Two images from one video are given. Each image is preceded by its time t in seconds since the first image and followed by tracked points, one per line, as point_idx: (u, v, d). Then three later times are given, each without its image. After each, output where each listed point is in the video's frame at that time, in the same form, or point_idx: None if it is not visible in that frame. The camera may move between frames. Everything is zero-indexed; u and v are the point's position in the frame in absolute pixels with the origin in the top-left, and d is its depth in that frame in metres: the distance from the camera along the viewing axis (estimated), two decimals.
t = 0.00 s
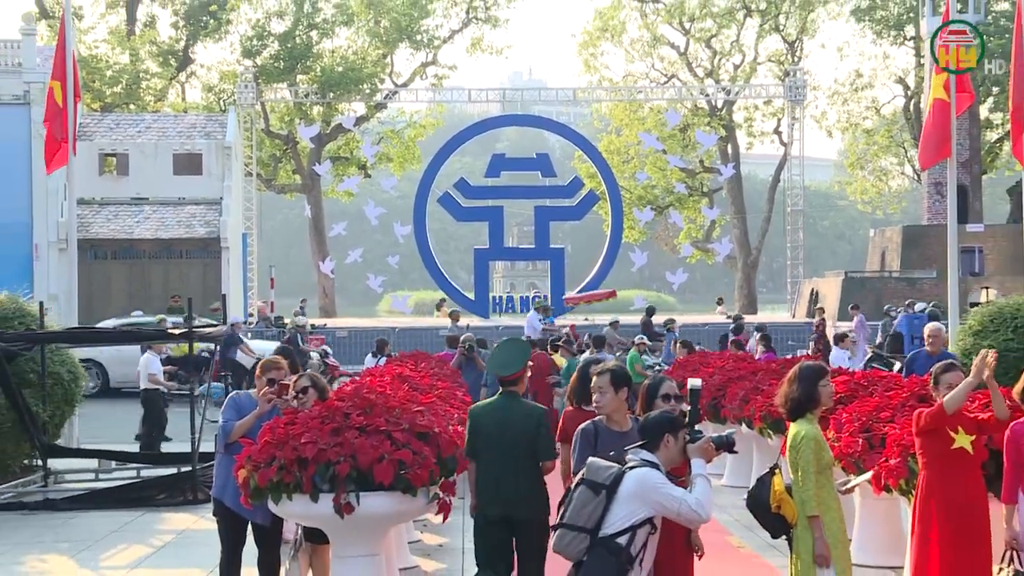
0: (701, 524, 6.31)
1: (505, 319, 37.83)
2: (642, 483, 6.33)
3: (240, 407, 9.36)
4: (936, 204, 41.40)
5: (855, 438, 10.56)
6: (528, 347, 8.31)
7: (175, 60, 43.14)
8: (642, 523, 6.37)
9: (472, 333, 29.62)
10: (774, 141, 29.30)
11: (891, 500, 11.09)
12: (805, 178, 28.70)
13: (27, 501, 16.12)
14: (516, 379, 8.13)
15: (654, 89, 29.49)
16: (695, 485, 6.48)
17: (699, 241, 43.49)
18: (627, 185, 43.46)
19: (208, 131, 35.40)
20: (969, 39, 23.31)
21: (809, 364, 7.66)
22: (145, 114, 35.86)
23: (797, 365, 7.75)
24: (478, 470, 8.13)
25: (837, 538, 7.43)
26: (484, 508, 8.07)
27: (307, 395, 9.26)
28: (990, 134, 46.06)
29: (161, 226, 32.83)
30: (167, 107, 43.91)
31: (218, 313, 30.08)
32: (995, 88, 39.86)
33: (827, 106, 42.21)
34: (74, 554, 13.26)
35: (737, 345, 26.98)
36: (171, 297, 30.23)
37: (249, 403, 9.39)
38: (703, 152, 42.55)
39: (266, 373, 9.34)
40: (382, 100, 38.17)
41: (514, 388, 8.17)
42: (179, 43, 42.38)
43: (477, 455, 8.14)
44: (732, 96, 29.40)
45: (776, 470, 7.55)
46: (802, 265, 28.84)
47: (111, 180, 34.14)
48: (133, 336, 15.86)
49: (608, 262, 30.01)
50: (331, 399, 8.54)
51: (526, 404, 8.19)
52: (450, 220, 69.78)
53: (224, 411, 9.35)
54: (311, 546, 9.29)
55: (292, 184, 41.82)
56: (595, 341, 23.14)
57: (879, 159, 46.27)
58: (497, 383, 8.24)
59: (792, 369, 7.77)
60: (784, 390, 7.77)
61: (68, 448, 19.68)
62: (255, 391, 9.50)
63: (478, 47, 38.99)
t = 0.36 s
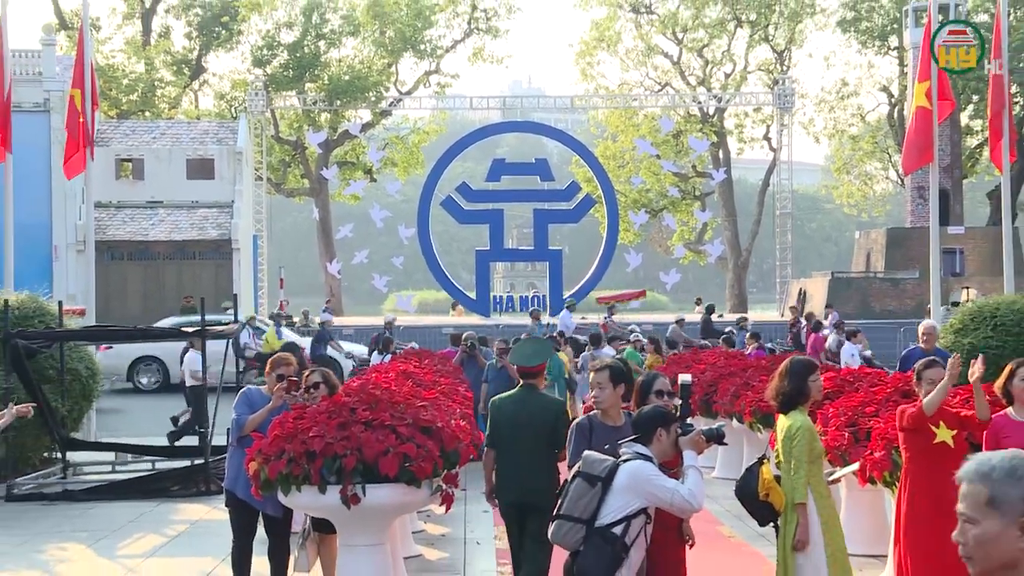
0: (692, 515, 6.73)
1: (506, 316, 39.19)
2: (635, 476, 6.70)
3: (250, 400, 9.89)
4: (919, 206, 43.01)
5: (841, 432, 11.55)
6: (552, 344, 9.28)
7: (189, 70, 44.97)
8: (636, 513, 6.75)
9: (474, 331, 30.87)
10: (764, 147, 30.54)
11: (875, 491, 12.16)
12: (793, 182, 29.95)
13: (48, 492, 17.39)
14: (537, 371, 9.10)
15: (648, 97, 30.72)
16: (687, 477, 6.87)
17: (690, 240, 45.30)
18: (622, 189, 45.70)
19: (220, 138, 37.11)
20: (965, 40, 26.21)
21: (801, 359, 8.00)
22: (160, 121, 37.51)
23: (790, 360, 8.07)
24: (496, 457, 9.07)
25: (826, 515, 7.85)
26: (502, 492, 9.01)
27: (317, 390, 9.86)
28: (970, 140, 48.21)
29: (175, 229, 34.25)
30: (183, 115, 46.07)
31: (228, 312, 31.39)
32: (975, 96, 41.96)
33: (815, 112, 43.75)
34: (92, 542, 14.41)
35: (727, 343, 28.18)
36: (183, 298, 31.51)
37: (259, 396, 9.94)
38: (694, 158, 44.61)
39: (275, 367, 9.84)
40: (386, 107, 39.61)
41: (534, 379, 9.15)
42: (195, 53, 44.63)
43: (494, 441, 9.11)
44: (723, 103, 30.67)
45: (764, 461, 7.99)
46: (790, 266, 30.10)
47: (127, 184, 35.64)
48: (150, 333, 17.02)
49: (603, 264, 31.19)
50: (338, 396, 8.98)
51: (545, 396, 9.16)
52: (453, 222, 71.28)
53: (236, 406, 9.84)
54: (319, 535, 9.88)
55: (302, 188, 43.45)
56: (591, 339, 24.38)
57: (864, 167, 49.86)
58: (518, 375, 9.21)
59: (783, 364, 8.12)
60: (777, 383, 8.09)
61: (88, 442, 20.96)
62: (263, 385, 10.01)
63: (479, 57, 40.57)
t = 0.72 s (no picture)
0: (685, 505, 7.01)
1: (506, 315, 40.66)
2: (631, 467, 7.01)
3: (261, 397, 10.61)
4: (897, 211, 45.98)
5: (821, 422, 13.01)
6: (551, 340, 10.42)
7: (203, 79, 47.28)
8: (630, 503, 7.02)
9: (476, 330, 32.04)
10: (752, 153, 31.91)
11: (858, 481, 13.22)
12: (780, 187, 31.34)
13: (68, 483, 18.73)
14: (538, 364, 10.24)
15: (642, 106, 32.08)
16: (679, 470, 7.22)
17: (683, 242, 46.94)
18: (617, 193, 47.40)
19: (233, 143, 39.03)
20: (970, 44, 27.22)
21: (791, 355, 9.18)
22: (175, 129, 39.04)
23: (780, 357, 9.26)
24: (506, 444, 10.15)
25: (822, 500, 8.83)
26: (513, 477, 10.05)
27: (328, 385, 10.76)
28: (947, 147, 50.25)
29: (190, 232, 35.76)
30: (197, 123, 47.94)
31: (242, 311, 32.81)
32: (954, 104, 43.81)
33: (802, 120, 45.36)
34: (111, 532, 15.40)
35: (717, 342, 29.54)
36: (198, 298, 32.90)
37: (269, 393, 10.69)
38: (685, 162, 46.47)
39: (285, 364, 10.54)
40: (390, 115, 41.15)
41: (535, 370, 10.27)
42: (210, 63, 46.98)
43: (503, 429, 10.18)
44: (714, 111, 32.06)
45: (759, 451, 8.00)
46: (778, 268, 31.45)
47: (144, 189, 37.26)
48: (165, 331, 18.21)
49: (599, 265, 32.54)
50: (346, 392, 9.63)
51: (545, 386, 10.29)
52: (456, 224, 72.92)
53: (246, 401, 10.55)
54: (329, 524, 10.97)
55: (310, 193, 45.14)
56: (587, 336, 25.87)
57: (846, 171, 53.55)
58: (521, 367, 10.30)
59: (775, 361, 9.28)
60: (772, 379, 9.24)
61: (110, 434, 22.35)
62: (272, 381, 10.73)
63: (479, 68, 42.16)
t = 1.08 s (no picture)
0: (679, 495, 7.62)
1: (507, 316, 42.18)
2: (627, 460, 7.56)
3: (271, 391, 11.62)
4: (880, 215, 47.65)
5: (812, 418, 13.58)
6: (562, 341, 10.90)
7: (216, 89, 48.90)
8: (627, 493, 7.56)
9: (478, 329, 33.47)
10: (741, 160, 33.36)
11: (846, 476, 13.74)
12: (767, 193, 32.79)
13: (87, 475, 20.10)
14: (549, 363, 10.72)
15: (636, 114, 33.51)
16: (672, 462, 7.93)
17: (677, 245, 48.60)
18: (613, 198, 49.13)
19: (245, 151, 40.55)
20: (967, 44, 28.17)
21: (790, 358, 9.34)
22: (189, 137, 40.67)
23: (780, 360, 9.42)
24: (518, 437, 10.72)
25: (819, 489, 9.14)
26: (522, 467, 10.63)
27: (336, 380, 11.68)
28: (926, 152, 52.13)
29: (204, 235, 37.43)
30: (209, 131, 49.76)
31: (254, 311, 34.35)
32: (933, 111, 45.65)
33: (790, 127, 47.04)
34: (128, 521, 16.46)
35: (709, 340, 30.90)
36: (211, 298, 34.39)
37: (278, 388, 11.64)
38: (678, 168, 48.14)
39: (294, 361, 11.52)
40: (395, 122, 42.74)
41: (547, 369, 10.82)
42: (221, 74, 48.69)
43: (515, 425, 10.78)
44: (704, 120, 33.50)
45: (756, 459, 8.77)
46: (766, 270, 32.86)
47: (160, 194, 39.07)
48: (178, 331, 19.64)
49: (595, 266, 34.01)
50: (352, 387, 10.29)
51: (556, 385, 10.86)
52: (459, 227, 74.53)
53: (258, 394, 11.61)
54: (337, 514, 11.93)
55: (318, 198, 46.81)
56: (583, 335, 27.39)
57: (831, 175, 55.93)
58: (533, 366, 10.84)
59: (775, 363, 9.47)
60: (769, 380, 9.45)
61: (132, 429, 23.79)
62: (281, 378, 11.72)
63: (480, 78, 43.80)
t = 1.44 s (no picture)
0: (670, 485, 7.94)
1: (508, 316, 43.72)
2: (622, 452, 7.92)
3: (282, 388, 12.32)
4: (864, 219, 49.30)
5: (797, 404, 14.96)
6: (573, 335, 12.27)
7: (228, 99, 50.72)
8: (622, 485, 7.92)
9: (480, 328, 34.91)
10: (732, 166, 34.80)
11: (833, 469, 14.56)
12: (756, 198, 34.24)
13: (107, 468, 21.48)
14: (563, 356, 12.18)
15: (631, 123, 34.97)
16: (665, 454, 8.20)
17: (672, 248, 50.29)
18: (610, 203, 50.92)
19: (256, 157, 42.22)
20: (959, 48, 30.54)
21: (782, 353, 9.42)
22: (204, 146, 42.24)
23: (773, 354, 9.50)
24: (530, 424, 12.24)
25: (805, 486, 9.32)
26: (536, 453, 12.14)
27: (345, 377, 12.58)
28: (908, 159, 53.96)
29: (218, 238, 39.01)
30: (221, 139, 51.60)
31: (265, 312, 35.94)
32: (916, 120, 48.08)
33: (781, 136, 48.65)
34: (145, 512, 17.75)
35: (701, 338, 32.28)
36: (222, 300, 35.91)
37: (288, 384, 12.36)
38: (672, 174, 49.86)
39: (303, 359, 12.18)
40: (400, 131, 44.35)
41: (561, 361, 12.30)
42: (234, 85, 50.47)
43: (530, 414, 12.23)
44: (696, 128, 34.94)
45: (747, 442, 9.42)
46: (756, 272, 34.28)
47: (176, 200, 40.65)
48: (194, 331, 21.08)
49: (591, 268, 35.48)
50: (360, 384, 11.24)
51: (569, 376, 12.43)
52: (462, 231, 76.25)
53: (269, 393, 12.25)
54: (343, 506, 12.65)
55: (326, 203, 48.55)
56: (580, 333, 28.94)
57: (817, 181, 57.84)
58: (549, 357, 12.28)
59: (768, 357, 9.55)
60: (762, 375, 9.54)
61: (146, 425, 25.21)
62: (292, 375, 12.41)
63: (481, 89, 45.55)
